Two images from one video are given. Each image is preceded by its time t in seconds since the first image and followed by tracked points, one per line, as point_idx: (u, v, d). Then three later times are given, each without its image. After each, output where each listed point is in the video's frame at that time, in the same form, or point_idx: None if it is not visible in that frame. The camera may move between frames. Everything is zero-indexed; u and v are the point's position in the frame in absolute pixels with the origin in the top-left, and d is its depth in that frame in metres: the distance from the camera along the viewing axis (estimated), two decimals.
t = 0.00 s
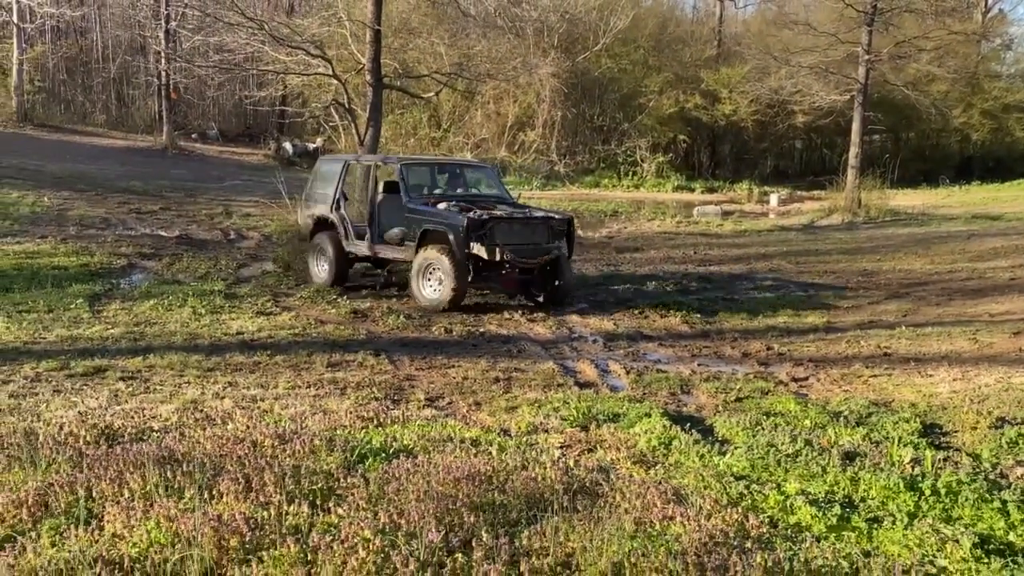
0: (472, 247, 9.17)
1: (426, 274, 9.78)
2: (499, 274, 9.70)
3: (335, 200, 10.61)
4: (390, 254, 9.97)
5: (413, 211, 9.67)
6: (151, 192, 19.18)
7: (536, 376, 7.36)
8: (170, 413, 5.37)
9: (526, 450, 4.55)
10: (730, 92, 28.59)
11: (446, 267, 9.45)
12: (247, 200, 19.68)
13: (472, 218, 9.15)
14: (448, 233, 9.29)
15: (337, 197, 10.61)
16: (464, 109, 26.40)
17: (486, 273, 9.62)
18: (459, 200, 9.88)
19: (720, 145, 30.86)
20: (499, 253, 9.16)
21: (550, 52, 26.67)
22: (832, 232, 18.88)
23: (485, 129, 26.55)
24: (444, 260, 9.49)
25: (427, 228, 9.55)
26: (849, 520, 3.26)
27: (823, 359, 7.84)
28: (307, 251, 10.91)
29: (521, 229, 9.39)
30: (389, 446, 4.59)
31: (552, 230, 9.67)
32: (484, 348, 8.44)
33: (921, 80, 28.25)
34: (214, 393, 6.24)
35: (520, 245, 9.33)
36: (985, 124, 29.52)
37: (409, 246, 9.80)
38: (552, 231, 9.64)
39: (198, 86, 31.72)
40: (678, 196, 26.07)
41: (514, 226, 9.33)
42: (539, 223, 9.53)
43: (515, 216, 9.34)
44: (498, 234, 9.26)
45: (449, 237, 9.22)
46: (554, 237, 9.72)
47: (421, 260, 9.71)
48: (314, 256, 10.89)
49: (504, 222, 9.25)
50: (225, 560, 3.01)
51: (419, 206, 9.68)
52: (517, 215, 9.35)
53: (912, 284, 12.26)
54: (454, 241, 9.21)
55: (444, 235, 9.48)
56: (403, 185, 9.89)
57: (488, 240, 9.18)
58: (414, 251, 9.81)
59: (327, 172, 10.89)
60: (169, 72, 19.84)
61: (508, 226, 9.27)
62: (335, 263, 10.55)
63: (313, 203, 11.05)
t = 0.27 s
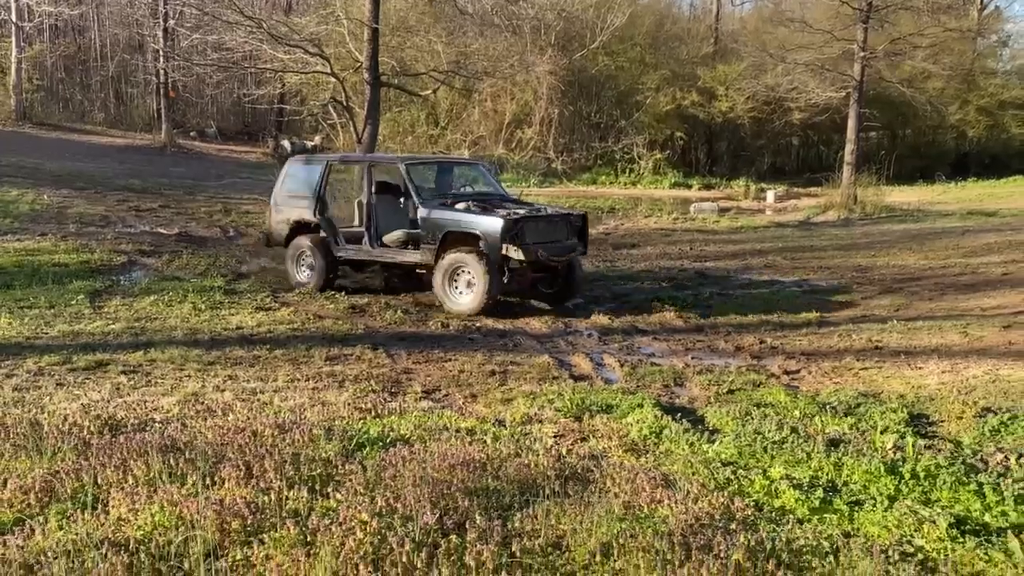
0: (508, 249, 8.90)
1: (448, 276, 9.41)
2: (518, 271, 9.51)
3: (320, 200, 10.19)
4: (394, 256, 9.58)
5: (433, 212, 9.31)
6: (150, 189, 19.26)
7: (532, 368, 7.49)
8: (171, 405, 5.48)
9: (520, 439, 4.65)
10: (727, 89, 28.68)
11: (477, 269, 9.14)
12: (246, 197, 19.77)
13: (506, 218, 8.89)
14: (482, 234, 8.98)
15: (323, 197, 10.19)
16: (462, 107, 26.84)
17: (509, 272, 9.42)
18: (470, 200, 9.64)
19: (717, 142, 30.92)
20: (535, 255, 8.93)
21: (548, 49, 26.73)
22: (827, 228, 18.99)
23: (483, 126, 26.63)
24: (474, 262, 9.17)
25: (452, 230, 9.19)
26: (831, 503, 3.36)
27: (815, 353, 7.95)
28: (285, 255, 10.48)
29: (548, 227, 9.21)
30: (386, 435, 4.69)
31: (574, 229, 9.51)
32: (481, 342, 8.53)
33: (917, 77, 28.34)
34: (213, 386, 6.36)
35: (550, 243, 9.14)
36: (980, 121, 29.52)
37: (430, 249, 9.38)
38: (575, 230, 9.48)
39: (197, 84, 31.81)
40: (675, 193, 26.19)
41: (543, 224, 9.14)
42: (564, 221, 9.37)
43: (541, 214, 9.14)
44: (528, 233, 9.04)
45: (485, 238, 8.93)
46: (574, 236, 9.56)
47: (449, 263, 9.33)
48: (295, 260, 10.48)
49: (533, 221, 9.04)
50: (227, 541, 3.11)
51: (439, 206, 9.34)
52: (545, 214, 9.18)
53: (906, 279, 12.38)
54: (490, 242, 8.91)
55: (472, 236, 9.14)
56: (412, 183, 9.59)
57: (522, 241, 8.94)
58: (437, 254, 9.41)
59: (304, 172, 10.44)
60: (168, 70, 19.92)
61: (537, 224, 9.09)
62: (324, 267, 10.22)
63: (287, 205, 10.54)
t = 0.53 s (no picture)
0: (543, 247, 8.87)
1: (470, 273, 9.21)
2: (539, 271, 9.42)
3: (315, 193, 9.77)
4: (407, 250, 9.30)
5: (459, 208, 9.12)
6: (139, 185, 19.29)
7: (515, 357, 7.48)
8: (158, 394, 5.57)
9: (499, 424, 4.75)
10: (715, 84, 28.81)
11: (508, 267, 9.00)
12: (235, 192, 19.78)
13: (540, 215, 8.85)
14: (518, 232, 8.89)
15: (318, 191, 9.78)
16: (452, 102, 26.83)
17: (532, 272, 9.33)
18: (485, 197, 9.56)
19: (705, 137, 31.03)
20: (569, 253, 8.96)
21: (536, 45, 26.80)
22: (812, 222, 19.14)
23: (473, 121, 26.67)
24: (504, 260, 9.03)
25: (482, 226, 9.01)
26: (794, 480, 3.48)
27: (794, 342, 8.10)
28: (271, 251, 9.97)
29: (571, 226, 9.25)
30: (369, 421, 4.79)
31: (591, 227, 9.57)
32: (466, 332, 8.63)
33: (904, 72, 28.55)
34: (200, 376, 6.46)
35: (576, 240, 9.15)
36: (966, 115, 29.78)
37: (455, 245, 9.15)
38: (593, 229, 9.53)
39: (185, 80, 31.72)
40: (664, 187, 26.33)
41: (568, 222, 9.15)
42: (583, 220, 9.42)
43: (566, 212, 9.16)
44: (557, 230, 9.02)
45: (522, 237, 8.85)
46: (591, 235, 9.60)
47: (475, 263, 9.13)
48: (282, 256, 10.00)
49: (564, 219, 9.06)
50: (209, 519, 3.21)
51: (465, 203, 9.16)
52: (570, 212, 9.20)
53: (888, 271, 12.55)
54: (526, 241, 8.85)
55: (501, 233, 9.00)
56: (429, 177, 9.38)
57: (554, 238, 8.94)
58: (462, 251, 9.19)
59: (290, 165, 9.98)
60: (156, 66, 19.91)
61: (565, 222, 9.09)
62: (320, 263, 9.87)
63: (271, 198, 10.01)
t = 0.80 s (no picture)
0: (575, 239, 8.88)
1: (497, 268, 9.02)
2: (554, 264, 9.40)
3: (317, 188, 9.30)
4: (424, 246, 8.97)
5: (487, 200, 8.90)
6: (119, 178, 19.19)
7: (494, 350, 7.49)
8: (140, 385, 5.63)
9: (476, 412, 4.84)
10: (696, 77, 28.95)
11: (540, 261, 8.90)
12: (216, 186, 19.73)
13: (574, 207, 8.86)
14: (551, 223, 8.85)
15: (320, 185, 9.32)
16: (433, 96, 26.77)
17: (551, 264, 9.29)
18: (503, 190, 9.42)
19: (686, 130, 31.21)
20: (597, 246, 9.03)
21: (518, 38, 26.81)
22: (791, 214, 19.33)
23: (454, 115, 26.67)
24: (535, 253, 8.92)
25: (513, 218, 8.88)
26: (760, 462, 3.58)
27: (768, 332, 8.22)
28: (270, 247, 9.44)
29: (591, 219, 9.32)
30: (349, 410, 4.87)
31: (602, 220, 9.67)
32: (446, 323, 8.69)
33: (883, 65, 28.79)
34: (181, 368, 6.51)
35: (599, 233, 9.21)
36: (944, 108, 30.06)
37: (482, 239, 8.91)
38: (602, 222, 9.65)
39: (165, 73, 31.48)
40: (645, 181, 26.46)
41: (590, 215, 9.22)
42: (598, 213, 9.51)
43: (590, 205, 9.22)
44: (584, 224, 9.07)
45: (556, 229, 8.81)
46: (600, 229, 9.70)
47: (506, 257, 8.93)
48: (280, 253, 9.49)
49: (590, 212, 9.06)
50: (191, 503, 3.29)
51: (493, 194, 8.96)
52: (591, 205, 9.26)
53: (864, 263, 12.73)
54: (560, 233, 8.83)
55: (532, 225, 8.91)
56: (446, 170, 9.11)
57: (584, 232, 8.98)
58: (488, 246, 8.99)
59: (285, 160, 9.44)
60: (136, 59, 19.80)
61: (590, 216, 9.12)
62: (325, 261, 9.46)
63: (266, 193, 9.44)
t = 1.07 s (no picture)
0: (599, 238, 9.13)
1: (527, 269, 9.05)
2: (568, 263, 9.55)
3: (332, 189, 9.01)
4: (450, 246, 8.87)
5: (518, 201, 8.90)
6: (94, 177, 19.11)
7: (472, 342, 7.60)
8: (124, 379, 5.72)
9: (454, 401, 4.97)
10: (671, 75, 29.19)
11: (572, 262, 9.06)
12: (193, 184, 19.69)
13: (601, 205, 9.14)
14: (580, 224, 9.03)
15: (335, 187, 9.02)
16: (410, 93, 26.81)
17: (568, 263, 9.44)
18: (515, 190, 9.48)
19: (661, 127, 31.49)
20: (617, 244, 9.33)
21: (494, 36, 26.94)
22: (764, 210, 19.62)
23: (432, 112, 26.76)
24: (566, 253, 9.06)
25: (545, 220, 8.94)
26: (727, 445, 3.72)
27: (739, 325, 8.41)
28: (283, 253, 9.09)
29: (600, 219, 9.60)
30: (330, 400, 4.98)
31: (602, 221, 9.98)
32: (424, 316, 8.79)
33: (854, 62, 29.20)
34: (163, 362, 6.59)
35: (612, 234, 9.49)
36: (914, 104, 30.47)
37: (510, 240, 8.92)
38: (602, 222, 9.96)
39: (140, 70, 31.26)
40: (621, 177, 26.69)
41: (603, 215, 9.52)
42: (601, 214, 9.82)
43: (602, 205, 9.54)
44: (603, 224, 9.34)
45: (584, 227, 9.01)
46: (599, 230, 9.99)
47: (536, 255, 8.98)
48: (294, 259, 9.17)
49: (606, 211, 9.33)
50: (179, 488, 3.39)
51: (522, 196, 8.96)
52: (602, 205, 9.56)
53: (835, 256, 13.00)
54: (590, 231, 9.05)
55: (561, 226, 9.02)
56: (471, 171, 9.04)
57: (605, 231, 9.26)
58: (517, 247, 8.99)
59: (292, 159, 9.03)
60: (110, 57, 19.70)
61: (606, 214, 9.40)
62: (342, 263, 9.22)
63: (275, 195, 9.02)
